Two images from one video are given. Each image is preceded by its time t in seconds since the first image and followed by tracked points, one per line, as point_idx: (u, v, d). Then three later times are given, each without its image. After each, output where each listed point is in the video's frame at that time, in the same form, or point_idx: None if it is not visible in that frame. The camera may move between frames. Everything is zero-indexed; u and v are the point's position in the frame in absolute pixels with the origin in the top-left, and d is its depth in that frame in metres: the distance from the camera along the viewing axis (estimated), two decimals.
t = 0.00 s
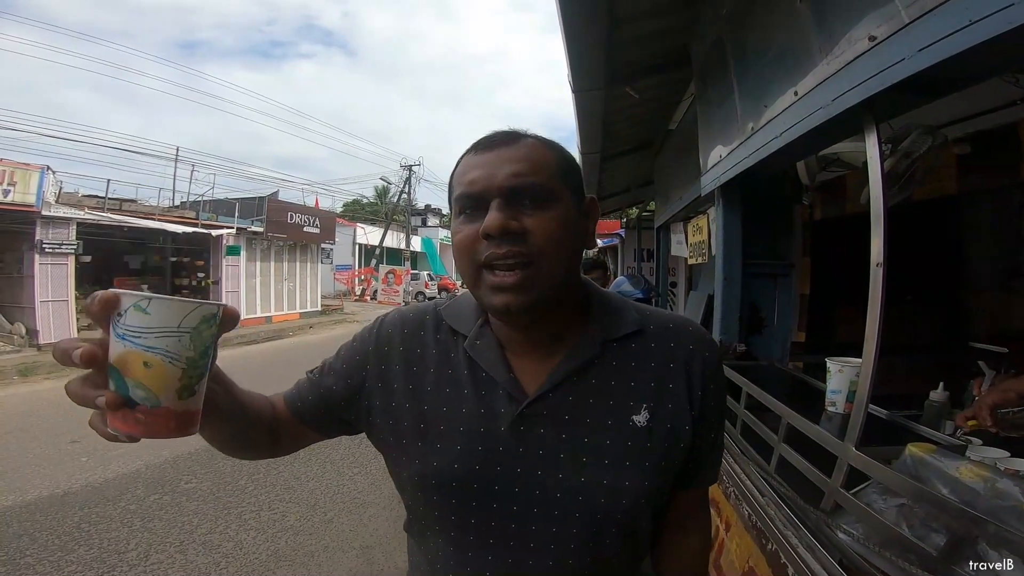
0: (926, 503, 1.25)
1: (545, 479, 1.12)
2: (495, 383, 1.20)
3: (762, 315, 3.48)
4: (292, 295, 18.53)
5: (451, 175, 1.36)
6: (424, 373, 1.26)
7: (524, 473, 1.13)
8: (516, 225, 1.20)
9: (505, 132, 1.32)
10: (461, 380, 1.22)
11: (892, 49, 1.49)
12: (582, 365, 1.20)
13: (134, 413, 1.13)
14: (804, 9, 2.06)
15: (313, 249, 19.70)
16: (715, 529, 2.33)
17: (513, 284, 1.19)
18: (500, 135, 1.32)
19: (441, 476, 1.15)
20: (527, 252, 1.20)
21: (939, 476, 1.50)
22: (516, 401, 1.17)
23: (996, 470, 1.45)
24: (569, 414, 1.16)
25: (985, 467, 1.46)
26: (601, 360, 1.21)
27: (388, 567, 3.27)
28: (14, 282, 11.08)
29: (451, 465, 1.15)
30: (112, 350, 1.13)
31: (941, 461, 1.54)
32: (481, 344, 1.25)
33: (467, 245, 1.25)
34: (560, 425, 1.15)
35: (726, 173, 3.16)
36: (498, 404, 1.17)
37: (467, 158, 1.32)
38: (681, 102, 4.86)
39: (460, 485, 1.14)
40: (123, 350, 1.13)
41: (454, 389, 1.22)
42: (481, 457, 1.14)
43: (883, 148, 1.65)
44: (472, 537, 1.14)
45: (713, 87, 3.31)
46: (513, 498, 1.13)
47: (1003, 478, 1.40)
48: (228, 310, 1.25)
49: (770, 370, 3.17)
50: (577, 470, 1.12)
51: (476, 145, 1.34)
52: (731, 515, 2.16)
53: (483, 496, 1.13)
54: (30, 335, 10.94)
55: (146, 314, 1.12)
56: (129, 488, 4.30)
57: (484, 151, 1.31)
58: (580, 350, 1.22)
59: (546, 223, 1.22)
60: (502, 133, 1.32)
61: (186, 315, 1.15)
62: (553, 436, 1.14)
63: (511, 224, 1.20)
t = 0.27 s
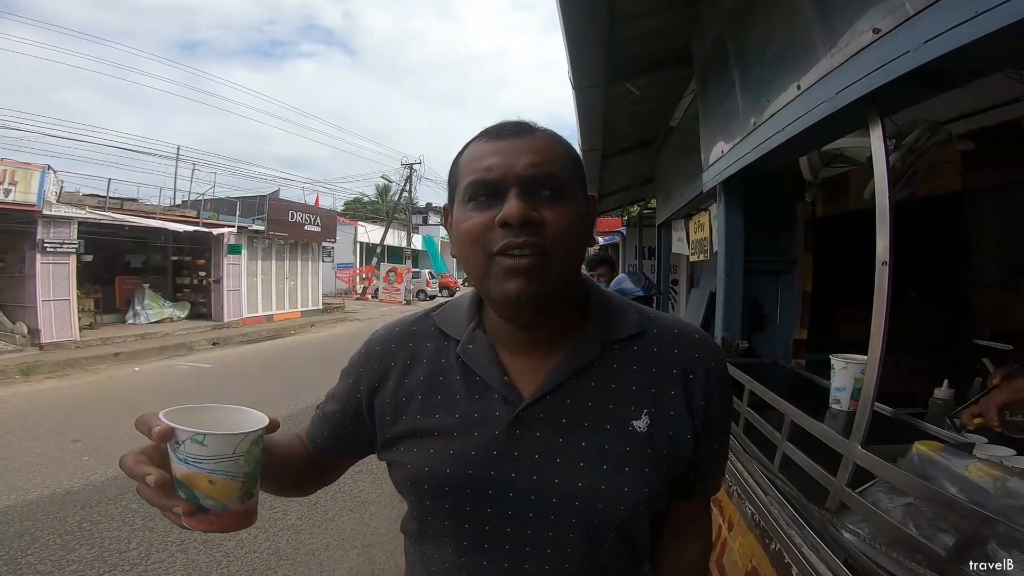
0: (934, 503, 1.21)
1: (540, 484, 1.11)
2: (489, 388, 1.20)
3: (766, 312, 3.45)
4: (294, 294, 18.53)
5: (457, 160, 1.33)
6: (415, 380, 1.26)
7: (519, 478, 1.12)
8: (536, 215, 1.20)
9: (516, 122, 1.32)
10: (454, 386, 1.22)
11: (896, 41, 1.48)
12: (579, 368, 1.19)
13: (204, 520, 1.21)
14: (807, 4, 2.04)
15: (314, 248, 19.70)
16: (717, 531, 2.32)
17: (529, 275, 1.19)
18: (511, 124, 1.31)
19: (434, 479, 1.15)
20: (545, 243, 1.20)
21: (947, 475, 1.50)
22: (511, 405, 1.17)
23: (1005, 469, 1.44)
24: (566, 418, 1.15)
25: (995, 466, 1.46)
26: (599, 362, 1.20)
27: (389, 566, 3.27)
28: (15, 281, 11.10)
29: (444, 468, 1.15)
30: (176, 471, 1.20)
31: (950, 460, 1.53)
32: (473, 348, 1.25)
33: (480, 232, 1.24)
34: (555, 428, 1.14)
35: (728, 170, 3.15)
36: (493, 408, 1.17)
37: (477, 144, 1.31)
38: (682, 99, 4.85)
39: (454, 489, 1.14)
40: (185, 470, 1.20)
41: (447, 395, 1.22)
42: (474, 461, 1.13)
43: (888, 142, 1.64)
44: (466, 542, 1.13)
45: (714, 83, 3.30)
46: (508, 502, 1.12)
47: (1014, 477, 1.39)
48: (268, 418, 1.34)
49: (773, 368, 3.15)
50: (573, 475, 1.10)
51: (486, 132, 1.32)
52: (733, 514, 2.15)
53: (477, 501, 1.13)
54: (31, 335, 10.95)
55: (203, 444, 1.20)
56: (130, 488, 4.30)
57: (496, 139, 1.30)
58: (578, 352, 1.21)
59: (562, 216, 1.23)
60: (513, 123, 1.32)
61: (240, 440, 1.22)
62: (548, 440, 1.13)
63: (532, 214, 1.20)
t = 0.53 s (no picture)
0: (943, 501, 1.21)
1: (535, 479, 1.10)
2: (485, 382, 1.19)
3: (766, 308, 3.45)
4: (293, 290, 18.52)
5: (462, 148, 1.33)
6: (409, 376, 1.25)
7: (514, 473, 1.11)
8: (545, 202, 1.20)
9: (522, 111, 1.31)
10: (449, 379, 1.22)
11: (902, 31, 1.46)
12: (576, 361, 1.19)
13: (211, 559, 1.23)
14: None
15: (313, 244, 19.68)
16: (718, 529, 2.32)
17: (536, 261, 1.19)
18: (517, 113, 1.31)
19: (428, 475, 1.15)
20: (553, 229, 1.20)
21: (954, 471, 1.51)
22: (507, 398, 1.16)
23: (1014, 465, 1.45)
24: (562, 411, 1.14)
25: (1003, 462, 1.46)
26: (598, 355, 1.20)
27: (389, 563, 3.27)
28: (13, 279, 11.08)
29: (437, 464, 1.15)
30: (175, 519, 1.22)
31: (958, 457, 1.53)
32: (469, 342, 1.25)
33: (485, 218, 1.24)
34: (552, 422, 1.13)
35: (728, 163, 3.14)
36: (489, 402, 1.17)
37: (483, 132, 1.31)
38: (682, 93, 4.83)
39: (449, 485, 1.14)
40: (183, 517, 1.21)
41: (441, 389, 1.21)
42: (469, 457, 1.13)
43: (893, 134, 1.64)
44: (460, 539, 1.14)
45: (715, 76, 3.28)
46: (503, 498, 1.11)
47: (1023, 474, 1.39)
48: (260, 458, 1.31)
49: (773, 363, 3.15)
50: (570, 470, 1.10)
51: (493, 119, 1.32)
52: (734, 511, 2.15)
53: (471, 497, 1.13)
54: (30, 332, 10.95)
55: (189, 495, 1.19)
56: (130, 486, 4.30)
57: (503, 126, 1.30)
58: (577, 346, 1.21)
59: (570, 202, 1.22)
60: (519, 112, 1.31)
61: (226, 487, 1.20)
62: (544, 433, 1.13)
63: (541, 200, 1.19)
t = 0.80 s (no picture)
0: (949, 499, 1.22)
1: (536, 476, 1.10)
2: (489, 376, 1.19)
3: (766, 304, 3.46)
4: (291, 288, 18.50)
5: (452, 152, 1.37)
6: (416, 369, 1.26)
7: (514, 470, 1.11)
8: (511, 200, 1.19)
9: (507, 110, 1.31)
10: (453, 374, 1.22)
11: (906, 25, 1.46)
12: (576, 358, 1.18)
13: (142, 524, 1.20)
14: None
15: (312, 242, 19.64)
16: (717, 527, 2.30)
17: (504, 261, 1.19)
18: (502, 113, 1.31)
19: (429, 470, 1.15)
20: (519, 228, 1.19)
21: (958, 469, 1.51)
22: (510, 393, 1.16)
23: (1017, 464, 1.46)
24: (564, 408, 1.14)
25: (1006, 461, 1.47)
26: (599, 354, 1.19)
27: (389, 560, 3.27)
28: (10, 278, 11.05)
29: (439, 458, 1.15)
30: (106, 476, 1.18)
31: (961, 455, 1.54)
32: (474, 337, 1.25)
33: (462, 220, 1.27)
34: (554, 419, 1.13)
35: (728, 158, 3.13)
36: (492, 398, 1.17)
37: (468, 133, 1.33)
38: (681, 88, 4.82)
39: (450, 481, 1.14)
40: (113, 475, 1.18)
41: (447, 382, 1.22)
42: (471, 452, 1.13)
43: (896, 129, 1.64)
44: (459, 535, 1.14)
45: (715, 71, 3.27)
46: (503, 495, 1.11)
47: None
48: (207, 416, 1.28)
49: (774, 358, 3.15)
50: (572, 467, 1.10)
51: (478, 122, 1.33)
52: (736, 509, 2.15)
53: (472, 492, 1.13)
54: (28, 331, 10.92)
55: (122, 448, 1.16)
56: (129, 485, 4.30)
57: (486, 126, 1.31)
58: (576, 343, 1.20)
59: (543, 198, 1.19)
60: (504, 111, 1.31)
61: (163, 442, 1.17)
62: (546, 430, 1.13)
63: (506, 199, 1.19)
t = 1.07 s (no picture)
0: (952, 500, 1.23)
1: (536, 477, 1.10)
2: (490, 375, 1.19)
3: (767, 301, 3.46)
4: (291, 286, 18.50)
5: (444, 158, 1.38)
6: (418, 368, 1.26)
7: (514, 470, 1.11)
8: (494, 201, 1.19)
9: (495, 111, 1.31)
10: (455, 373, 1.22)
11: (908, 21, 1.45)
12: (574, 358, 1.18)
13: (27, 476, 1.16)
14: None
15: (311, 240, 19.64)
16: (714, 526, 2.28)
17: (489, 263, 1.19)
18: (489, 114, 1.31)
19: (429, 469, 1.16)
20: (501, 229, 1.18)
21: (961, 468, 1.51)
22: (511, 393, 1.16)
23: (1021, 463, 1.46)
24: (565, 408, 1.14)
25: (1010, 460, 1.47)
26: (597, 354, 1.19)
27: (390, 559, 3.28)
28: (10, 278, 11.05)
29: (439, 458, 1.15)
30: None
31: (965, 453, 1.54)
32: (474, 336, 1.25)
33: (451, 223, 1.27)
34: (555, 419, 1.13)
35: (728, 155, 3.13)
36: (492, 398, 1.17)
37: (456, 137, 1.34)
38: (681, 85, 4.81)
39: (449, 480, 1.14)
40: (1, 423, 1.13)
41: (448, 381, 1.22)
42: (471, 452, 1.13)
43: (898, 126, 1.63)
44: (459, 535, 1.14)
45: (715, 68, 3.27)
46: (503, 495, 1.11)
47: None
48: (112, 364, 1.22)
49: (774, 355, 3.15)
50: (572, 468, 1.09)
51: (467, 124, 1.33)
52: (738, 507, 2.15)
53: (472, 492, 1.13)
54: (28, 331, 10.92)
55: (9, 390, 1.12)
56: (131, 484, 4.30)
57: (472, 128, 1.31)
58: (574, 343, 1.20)
59: (526, 197, 1.18)
60: (492, 112, 1.31)
61: (53, 388, 1.12)
62: (546, 430, 1.13)
63: (489, 200, 1.19)
